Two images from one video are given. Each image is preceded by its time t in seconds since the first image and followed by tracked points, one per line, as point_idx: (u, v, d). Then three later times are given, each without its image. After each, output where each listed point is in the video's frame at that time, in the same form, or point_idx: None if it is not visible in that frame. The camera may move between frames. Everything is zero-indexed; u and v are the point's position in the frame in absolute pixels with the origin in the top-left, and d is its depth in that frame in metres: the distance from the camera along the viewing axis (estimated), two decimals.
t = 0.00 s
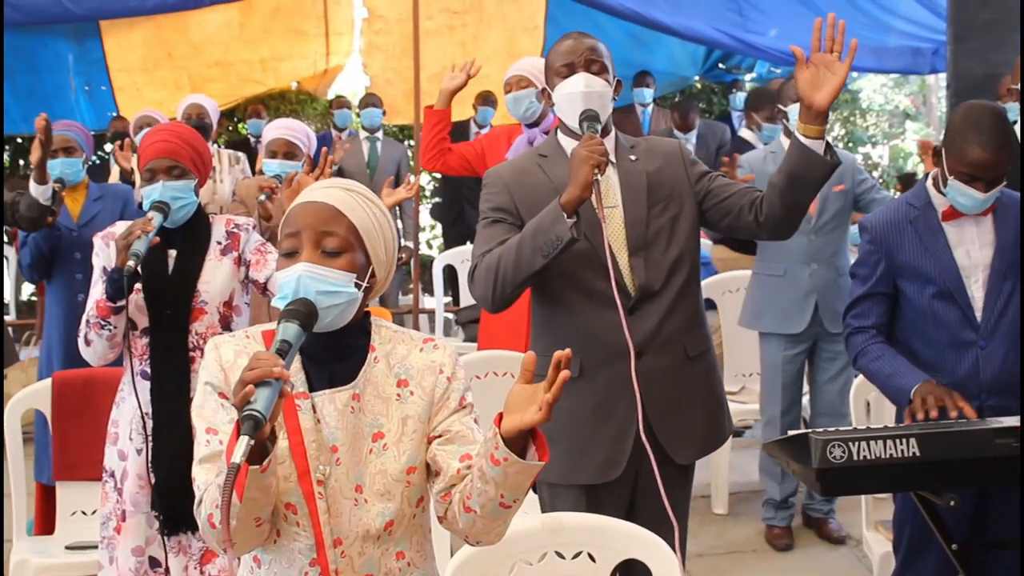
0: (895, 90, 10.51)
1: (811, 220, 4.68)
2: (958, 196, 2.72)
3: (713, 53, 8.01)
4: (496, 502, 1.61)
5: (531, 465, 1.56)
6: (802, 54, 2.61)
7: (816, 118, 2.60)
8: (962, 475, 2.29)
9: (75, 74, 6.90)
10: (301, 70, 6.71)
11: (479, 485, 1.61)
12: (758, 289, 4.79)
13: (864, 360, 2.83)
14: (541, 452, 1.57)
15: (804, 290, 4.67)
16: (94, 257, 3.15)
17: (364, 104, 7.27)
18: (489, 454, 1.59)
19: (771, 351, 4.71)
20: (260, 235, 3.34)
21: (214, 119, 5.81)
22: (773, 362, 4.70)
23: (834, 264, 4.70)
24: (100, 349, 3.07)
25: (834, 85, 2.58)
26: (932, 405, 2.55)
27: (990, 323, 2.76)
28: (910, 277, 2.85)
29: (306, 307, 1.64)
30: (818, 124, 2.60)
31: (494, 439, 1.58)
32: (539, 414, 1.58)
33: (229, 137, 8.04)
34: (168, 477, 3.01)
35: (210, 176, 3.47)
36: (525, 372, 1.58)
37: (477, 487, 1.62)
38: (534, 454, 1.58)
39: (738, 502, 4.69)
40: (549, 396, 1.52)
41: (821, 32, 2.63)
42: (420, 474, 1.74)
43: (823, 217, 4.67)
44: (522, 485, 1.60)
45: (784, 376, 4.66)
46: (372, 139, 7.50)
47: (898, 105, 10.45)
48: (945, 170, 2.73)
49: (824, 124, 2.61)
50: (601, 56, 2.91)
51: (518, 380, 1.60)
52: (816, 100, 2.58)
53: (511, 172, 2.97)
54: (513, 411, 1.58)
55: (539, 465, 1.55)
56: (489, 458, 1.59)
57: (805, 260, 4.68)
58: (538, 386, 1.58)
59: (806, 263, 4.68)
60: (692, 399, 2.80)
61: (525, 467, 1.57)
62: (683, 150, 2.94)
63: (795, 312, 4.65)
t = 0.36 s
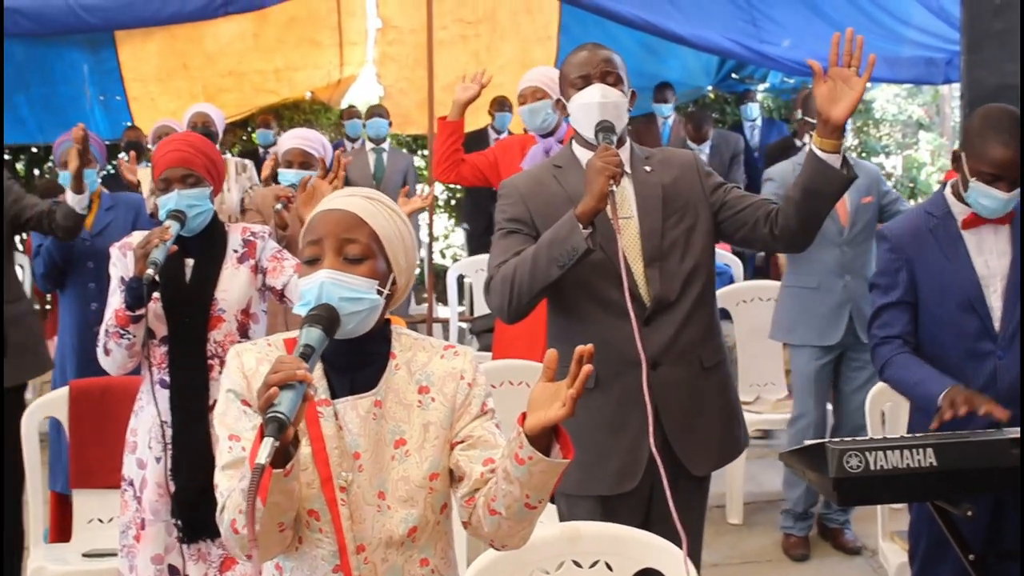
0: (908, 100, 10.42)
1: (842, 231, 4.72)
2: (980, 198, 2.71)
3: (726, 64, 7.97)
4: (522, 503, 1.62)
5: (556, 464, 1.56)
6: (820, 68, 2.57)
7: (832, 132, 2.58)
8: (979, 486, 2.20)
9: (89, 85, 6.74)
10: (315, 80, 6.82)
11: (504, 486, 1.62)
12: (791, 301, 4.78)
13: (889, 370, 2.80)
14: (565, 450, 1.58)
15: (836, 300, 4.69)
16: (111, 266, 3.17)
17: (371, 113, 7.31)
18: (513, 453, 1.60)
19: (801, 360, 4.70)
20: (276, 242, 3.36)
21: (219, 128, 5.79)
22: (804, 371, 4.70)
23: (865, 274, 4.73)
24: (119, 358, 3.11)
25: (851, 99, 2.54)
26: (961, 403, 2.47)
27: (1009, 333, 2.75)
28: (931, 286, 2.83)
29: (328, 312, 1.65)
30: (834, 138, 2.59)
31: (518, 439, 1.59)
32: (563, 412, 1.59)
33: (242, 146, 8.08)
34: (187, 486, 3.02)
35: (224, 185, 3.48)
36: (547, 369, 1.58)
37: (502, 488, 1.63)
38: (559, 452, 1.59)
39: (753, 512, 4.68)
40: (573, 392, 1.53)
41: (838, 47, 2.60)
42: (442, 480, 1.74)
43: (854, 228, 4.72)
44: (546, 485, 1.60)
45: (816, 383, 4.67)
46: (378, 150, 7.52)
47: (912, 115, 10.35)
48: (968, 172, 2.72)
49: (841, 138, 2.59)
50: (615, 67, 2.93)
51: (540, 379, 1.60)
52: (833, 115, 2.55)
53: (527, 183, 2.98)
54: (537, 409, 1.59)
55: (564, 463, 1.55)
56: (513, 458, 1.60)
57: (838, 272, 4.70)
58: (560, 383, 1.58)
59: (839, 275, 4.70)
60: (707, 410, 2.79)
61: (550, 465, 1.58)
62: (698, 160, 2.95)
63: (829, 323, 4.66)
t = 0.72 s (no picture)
0: (938, 101, 10.46)
1: (878, 231, 4.69)
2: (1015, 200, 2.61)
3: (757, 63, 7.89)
4: (554, 503, 1.61)
5: (589, 465, 1.56)
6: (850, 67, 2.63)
7: (861, 131, 2.61)
8: (1012, 490, 2.09)
9: (120, 83, 6.72)
10: (343, 80, 6.87)
11: (538, 486, 1.61)
12: (825, 300, 4.77)
13: (929, 372, 2.74)
14: (599, 452, 1.57)
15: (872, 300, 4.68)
16: (143, 264, 3.18)
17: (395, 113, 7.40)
18: (548, 454, 1.59)
19: (835, 362, 4.68)
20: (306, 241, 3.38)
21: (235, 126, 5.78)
22: (837, 373, 4.68)
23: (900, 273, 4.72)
24: (152, 356, 3.12)
25: (881, 99, 2.59)
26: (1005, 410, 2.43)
27: None
28: (966, 286, 2.76)
29: (364, 311, 1.65)
30: (864, 137, 2.61)
31: (553, 440, 1.59)
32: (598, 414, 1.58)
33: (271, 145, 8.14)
34: (218, 482, 3.05)
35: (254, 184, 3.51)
36: (581, 372, 1.58)
37: (535, 488, 1.62)
38: (593, 454, 1.58)
39: (779, 514, 4.67)
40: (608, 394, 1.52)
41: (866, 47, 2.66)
42: (475, 479, 1.74)
43: (889, 228, 4.69)
44: (580, 485, 1.59)
45: (851, 384, 4.65)
46: (403, 150, 7.56)
47: (942, 116, 10.34)
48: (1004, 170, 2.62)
49: (870, 137, 2.61)
50: (649, 70, 2.92)
51: (575, 381, 1.60)
52: (863, 114, 2.59)
53: (556, 184, 2.98)
54: (572, 409, 1.58)
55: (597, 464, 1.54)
56: (548, 458, 1.59)
57: (874, 271, 4.70)
58: (596, 385, 1.58)
59: (875, 275, 4.70)
60: (735, 412, 2.78)
61: (584, 466, 1.57)
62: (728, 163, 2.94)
63: (864, 321, 4.65)
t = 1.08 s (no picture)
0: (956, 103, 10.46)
1: (888, 232, 4.69)
2: None
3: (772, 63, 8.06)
4: (584, 506, 1.62)
5: (621, 471, 1.57)
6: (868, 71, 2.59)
7: (879, 136, 2.60)
8: None
9: (138, 82, 6.70)
10: (361, 78, 6.90)
11: (568, 489, 1.62)
12: (836, 304, 4.76)
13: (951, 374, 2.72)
14: (631, 457, 1.58)
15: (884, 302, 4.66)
16: (163, 263, 3.19)
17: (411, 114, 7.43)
18: (579, 459, 1.61)
19: (846, 365, 4.68)
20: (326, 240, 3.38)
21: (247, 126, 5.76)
22: (848, 376, 4.68)
23: (912, 275, 4.70)
24: (171, 354, 3.13)
25: (899, 103, 2.58)
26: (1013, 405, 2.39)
27: None
28: (989, 288, 2.73)
29: (395, 312, 1.67)
30: (882, 141, 2.60)
31: (585, 444, 1.60)
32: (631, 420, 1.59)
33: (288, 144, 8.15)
34: (235, 481, 3.05)
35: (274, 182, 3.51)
36: (615, 378, 1.58)
37: (565, 491, 1.63)
38: (624, 459, 1.59)
39: (795, 515, 4.66)
40: (644, 401, 1.54)
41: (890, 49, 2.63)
42: (503, 479, 1.75)
43: (899, 229, 4.68)
44: (611, 490, 1.60)
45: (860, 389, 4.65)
46: (419, 150, 7.56)
47: (960, 118, 10.37)
48: None
49: (888, 142, 2.60)
50: (662, 71, 2.92)
51: (608, 386, 1.60)
52: (880, 118, 2.58)
53: (573, 184, 2.98)
54: (604, 415, 1.59)
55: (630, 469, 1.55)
56: (579, 463, 1.60)
57: (885, 273, 4.69)
58: (628, 391, 1.59)
59: (886, 277, 4.68)
60: (751, 414, 2.79)
61: (615, 472, 1.58)
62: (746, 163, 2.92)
63: (877, 324, 4.63)
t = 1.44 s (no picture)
0: (977, 98, 10.24)
1: (886, 227, 4.65)
2: None
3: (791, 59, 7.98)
4: (628, 496, 1.62)
5: (665, 459, 1.57)
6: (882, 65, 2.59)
7: (893, 131, 2.61)
8: None
9: (157, 76, 6.68)
10: (378, 73, 7.00)
11: (611, 479, 1.62)
12: (835, 300, 4.77)
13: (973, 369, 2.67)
14: (674, 444, 1.59)
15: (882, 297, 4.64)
16: (184, 257, 3.19)
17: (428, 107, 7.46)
18: (621, 448, 1.60)
19: (846, 361, 4.69)
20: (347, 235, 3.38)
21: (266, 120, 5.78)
22: (849, 372, 4.68)
23: (912, 270, 4.65)
24: (193, 348, 3.13)
25: (914, 99, 2.56)
26: None
27: None
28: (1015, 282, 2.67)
29: (435, 306, 1.67)
30: (896, 136, 2.62)
31: (627, 432, 1.60)
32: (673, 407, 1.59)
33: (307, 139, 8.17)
34: (255, 473, 3.05)
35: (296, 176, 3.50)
36: (657, 365, 1.59)
37: (608, 481, 1.63)
38: (667, 447, 1.59)
39: (813, 511, 4.67)
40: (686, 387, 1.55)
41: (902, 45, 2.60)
42: (544, 471, 1.75)
43: (897, 224, 4.63)
44: (655, 478, 1.60)
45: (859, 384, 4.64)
46: (439, 144, 7.57)
47: (980, 113, 10.15)
48: None
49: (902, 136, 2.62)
50: (675, 64, 2.96)
51: (650, 373, 1.61)
52: (895, 114, 2.59)
53: (585, 178, 3.01)
54: (646, 403, 1.59)
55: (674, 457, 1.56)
56: (621, 452, 1.60)
57: (883, 268, 4.66)
58: (670, 378, 1.59)
59: (884, 272, 4.65)
60: (765, 410, 2.81)
61: (659, 460, 1.59)
62: (759, 156, 2.94)
63: (876, 319, 4.62)
